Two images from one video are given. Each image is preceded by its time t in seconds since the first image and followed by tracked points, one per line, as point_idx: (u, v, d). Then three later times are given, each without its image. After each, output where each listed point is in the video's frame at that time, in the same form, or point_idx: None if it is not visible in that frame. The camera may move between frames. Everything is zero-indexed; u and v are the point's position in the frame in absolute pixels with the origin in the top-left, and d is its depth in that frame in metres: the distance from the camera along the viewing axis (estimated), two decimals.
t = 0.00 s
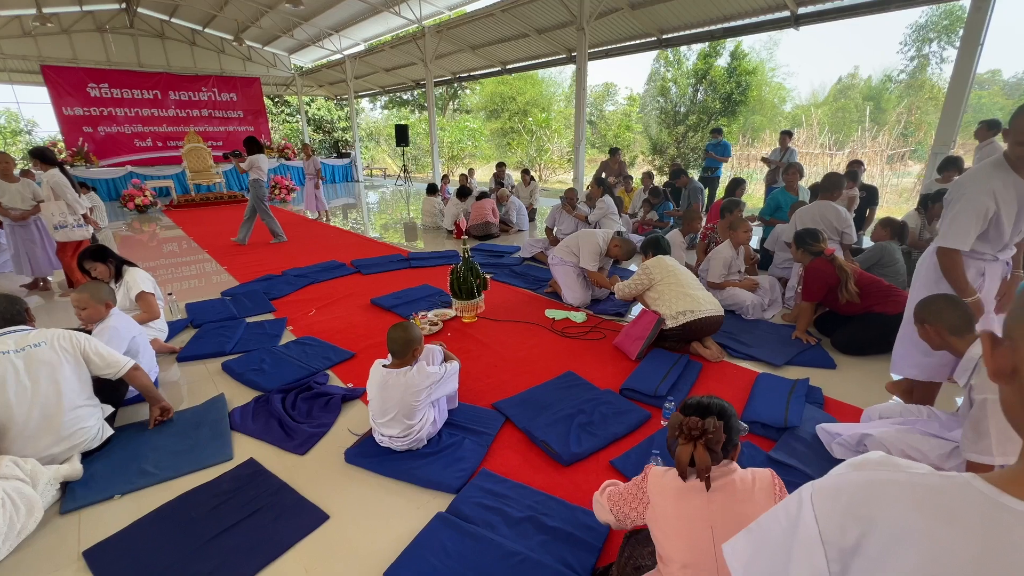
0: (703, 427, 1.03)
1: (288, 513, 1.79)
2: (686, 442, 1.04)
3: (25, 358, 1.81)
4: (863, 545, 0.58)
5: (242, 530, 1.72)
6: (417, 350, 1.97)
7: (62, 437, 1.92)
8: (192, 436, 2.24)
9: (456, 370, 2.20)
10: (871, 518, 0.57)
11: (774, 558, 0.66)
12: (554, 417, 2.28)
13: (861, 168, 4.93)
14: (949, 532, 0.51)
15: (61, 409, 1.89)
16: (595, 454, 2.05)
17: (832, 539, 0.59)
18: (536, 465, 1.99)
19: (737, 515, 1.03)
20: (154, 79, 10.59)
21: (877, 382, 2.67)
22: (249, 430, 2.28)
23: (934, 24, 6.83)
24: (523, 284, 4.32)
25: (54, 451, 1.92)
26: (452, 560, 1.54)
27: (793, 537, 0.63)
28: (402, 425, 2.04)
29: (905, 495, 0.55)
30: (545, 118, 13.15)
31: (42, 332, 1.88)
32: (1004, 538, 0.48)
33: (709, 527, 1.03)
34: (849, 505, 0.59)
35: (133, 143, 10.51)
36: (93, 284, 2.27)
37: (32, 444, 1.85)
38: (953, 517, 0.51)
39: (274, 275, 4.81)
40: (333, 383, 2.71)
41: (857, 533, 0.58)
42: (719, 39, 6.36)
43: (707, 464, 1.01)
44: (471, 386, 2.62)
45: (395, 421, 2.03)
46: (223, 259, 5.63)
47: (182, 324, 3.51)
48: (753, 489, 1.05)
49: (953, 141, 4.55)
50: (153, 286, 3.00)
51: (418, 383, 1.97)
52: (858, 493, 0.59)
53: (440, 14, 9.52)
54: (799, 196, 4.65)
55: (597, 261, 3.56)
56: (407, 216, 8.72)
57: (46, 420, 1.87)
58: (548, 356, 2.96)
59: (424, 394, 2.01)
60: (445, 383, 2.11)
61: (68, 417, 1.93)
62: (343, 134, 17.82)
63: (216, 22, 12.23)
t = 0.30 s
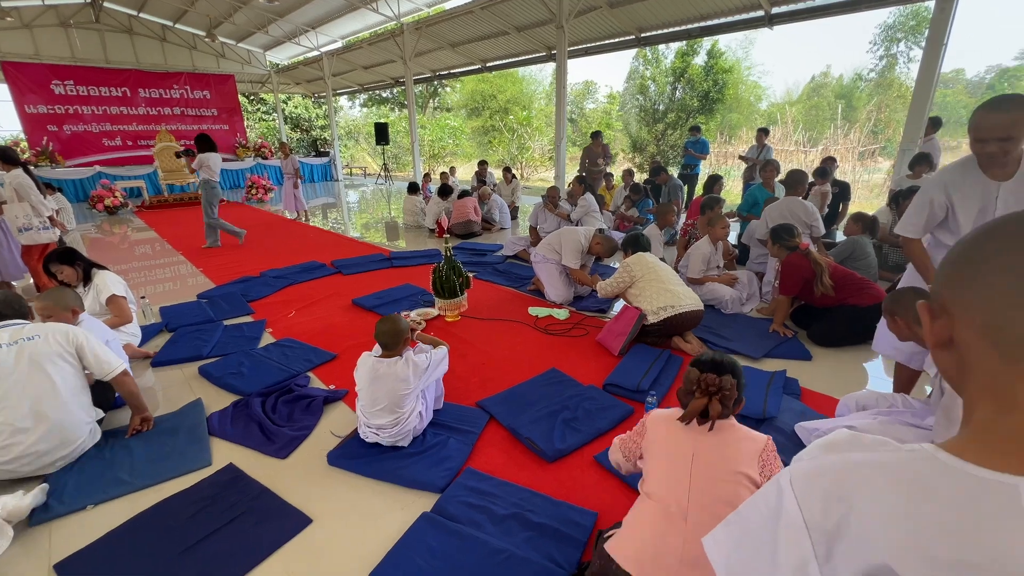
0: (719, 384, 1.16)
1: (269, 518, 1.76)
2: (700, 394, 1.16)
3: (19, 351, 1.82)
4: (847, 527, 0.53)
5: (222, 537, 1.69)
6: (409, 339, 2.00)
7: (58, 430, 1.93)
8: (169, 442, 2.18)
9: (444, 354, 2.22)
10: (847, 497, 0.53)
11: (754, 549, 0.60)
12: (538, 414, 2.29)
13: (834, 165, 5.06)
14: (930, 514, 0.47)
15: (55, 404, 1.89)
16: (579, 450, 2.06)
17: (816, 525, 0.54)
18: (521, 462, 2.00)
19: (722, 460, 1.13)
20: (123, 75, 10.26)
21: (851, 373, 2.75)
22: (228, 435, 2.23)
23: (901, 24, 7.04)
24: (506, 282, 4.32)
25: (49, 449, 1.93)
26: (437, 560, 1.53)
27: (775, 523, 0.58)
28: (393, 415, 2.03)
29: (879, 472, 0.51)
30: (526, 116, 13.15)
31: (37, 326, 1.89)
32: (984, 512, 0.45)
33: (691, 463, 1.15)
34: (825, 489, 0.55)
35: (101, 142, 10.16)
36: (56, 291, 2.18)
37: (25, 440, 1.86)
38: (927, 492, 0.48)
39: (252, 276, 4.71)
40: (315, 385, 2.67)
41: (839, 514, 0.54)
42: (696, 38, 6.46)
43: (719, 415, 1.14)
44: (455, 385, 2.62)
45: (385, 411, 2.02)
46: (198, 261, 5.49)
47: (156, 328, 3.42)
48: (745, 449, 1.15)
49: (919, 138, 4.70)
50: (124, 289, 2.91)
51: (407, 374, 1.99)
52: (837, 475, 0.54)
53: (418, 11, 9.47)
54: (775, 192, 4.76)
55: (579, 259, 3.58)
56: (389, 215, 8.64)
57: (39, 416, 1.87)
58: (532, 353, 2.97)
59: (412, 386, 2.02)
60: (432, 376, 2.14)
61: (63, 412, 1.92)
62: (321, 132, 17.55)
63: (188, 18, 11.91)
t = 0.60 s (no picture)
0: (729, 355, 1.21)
1: (245, 524, 1.73)
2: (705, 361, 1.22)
3: None
4: (746, 516, 0.55)
5: (196, 545, 1.65)
6: (390, 334, 2.00)
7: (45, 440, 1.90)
8: (139, 450, 2.12)
9: (427, 355, 2.19)
10: (743, 489, 0.55)
11: (667, 567, 0.57)
12: (518, 411, 2.29)
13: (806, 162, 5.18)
14: (818, 488, 0.52)
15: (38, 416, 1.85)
16: (560, 446, 2.07)
17: (724, 521, 0.55)
18: (502, 460, 2.00)
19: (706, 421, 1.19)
20: (87, 72, 9.89)
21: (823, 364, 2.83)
22: (202, 441, 2.18)
23: (869, 24, 7.24)
24: (486, 280, 4.31)
25: (27, 441, 1.85)
26: (417, 560, 1.52)
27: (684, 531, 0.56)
28: (374, 411, 2.01)
29: (770, 456, 0.55)
30: (505, 114, 13.13)
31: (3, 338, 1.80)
32: (848, 475, 0.51)
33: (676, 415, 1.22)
34: (724, 485, 0.56)
35: (64, 141, 9.77)
36: (17, 296, 2.08)
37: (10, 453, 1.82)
38: (805, 468, 0.53)
39: (226, 278, 4.60)
40: (292, 388, 2.62)
41: (740, 505, 0.55)
42: (672, 36, 6.53)
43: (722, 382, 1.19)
44: (436, 384, 2.60)
45: (366, 408, 2.00)
46: (169, 263, 5.32)
47: (125, 332, 3.31)
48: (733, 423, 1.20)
49: (885, 136, 4.85)
50: (90, 293, 2.81)
51: (390, 371, 1.97)
52: (731, 468, 0.56)
53: (395, 7, 9.38)
54: (749, 188, 4.85)
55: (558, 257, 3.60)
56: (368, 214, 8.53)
57: (23, 429, 1.83)
58: (512, 351, 2.97)
59: (395, 383, 2.00)
60: (416, 375, 2.13)
61: (48, 422, 1.89)
62: (297, 130, 17.21)
63: (155, 12, 11.53)
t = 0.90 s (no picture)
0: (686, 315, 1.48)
1: (218, 532, 1.69)
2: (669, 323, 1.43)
3: None
4: (558, 501, 0.57)
5: (167, 555, 1.61)
6: (366, 334, 2.00)
7: (17, 455, 1.85)
8: (106, 460, 2.05)
9: (402, 354, 2.19)
10: (557, 477, 0.57)
11: (490, 560, 0.57)
12: (497, 409, 2.30)
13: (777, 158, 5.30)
14: (625, 467, 0.55)
15: (17, 429, 1.82)
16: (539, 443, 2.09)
17: (542, 506, 0.56)
18: (481, 458, 2.01)
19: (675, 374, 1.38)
20: (46, 68, 9.48)
21: (795, 356, 2.91)
22: (173, 448, 2.12)
23: (838, 24, 7.44)
24: (466, 279, 4.30)
25: None
26: (396, 562, 1.52)
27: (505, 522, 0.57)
28: (350, 413, 1.99)
29: (581, 444, 0.56)
30: (484, 112, 13.08)
31: None
32: (646, 453, 0.55)
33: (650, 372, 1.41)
34: (543, 471, 0.57)
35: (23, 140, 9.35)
36: None
37: None
38: (609, 451, 0.56)
39: (198, 281, 4.47)
40: (267, 392, 2.58)
41: (555, 488, 0.57)
42: (648, 35, 6.60)
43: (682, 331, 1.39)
44: (415, 385, 2.59)
45: (341, 410, 1.98)
46: (137, 266, 5.15)
47: (90, 339, 3.19)
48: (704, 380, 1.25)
49: (852, 132, 4.99)
50: (51, 298, 2.70)
51: (363, 371, 1.96)
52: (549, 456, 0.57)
53: (370, 4, 9.25)
54: (723, 185, 4.95)
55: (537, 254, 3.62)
56: (345, 214, 8.40)
57: None
58: (491, 349, 2.97)
59: (369, 383, 1.99)
60: (390, 374, 2.11)
61: (25, 436, 1.85)
62: (271, 129, 16.83)
63: (118, 7, 11.10)
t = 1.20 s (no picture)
0: (662, 285, 1.32)
1: (186, 540, 1.65)
2: (643, 295, 1.33)
3: None
4: (460, 492, 0.57)
5: (131, 566, 1.56)
6: (335, 335, 2.00)
7: None
8: (67, 470, 1.98)
9: (373, 353, 2.16)
10: (457, 468, 0.57)
11: (405, 541, 0.60)
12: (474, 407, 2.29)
13: (748, 154, 5.40)
14: (520, 455, 0.55)
15: None
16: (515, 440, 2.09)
17: (447, 498, 0.57)
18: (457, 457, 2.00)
19: (656, 356, 1.33)
20: None
21: (765, 347, 2.98)
22: (138, 456, 2.05)
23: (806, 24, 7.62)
24: (443, 278, 4.27)
25: None
26: (369, 564, 1.50)
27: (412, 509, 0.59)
28: (321, 415, 1.96)
29: (479, 434, 0.56)
30: (461, 109, 12.99)
31: None
32: (542, 439, 0.56)
33: (629, 355, 1.37)
34: (445, 464, 0.57)
35: None
36: None
37: None
38: (505, 439, 0.56)
39: (165, 284, 4.34)
40: (238, 395, 2.52)
41: (458, 479, 0.57)
42: (622, 33, 6.65)
43: (656, 311, 1.30)
44: (390, 385, 2.56)
45: (311, 413, 1.94)
46: (101, 269, 4.96)
47: (50, 345, 3.06)
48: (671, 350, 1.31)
49: (819, 129, 5.13)
50: (6, 304, 2.59)
51: (331, 372, 1.93)
52: (452, 449, 0.57)
53: None
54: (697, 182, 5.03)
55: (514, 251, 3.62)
56: (321, 213, 8.25)
57: None
58: (468, 347, 2.96)
59: (337, 384, 1.96)
60: (360, 374, 2.07)
61: None
62: (243, 126, 16.40)
63: None
